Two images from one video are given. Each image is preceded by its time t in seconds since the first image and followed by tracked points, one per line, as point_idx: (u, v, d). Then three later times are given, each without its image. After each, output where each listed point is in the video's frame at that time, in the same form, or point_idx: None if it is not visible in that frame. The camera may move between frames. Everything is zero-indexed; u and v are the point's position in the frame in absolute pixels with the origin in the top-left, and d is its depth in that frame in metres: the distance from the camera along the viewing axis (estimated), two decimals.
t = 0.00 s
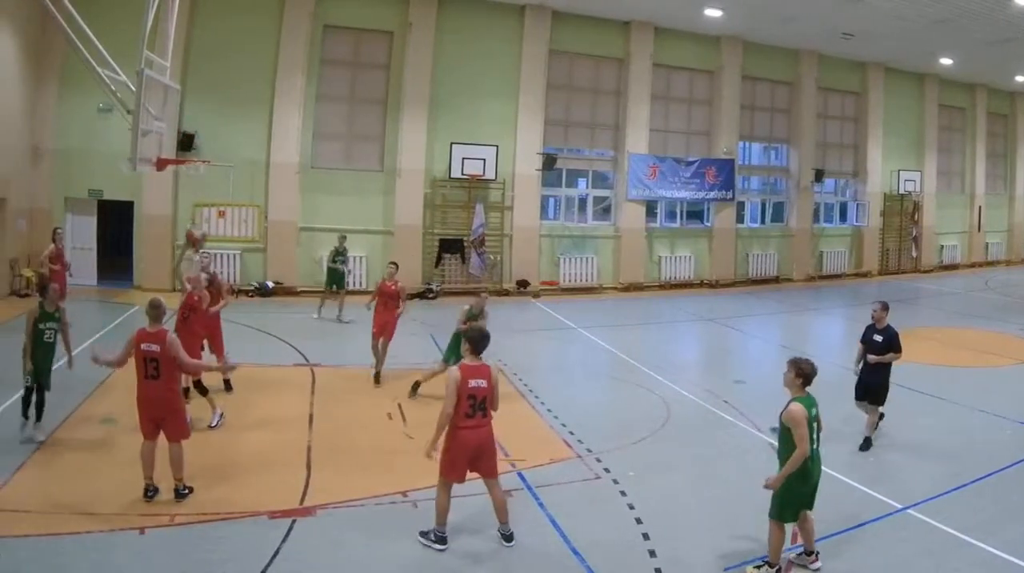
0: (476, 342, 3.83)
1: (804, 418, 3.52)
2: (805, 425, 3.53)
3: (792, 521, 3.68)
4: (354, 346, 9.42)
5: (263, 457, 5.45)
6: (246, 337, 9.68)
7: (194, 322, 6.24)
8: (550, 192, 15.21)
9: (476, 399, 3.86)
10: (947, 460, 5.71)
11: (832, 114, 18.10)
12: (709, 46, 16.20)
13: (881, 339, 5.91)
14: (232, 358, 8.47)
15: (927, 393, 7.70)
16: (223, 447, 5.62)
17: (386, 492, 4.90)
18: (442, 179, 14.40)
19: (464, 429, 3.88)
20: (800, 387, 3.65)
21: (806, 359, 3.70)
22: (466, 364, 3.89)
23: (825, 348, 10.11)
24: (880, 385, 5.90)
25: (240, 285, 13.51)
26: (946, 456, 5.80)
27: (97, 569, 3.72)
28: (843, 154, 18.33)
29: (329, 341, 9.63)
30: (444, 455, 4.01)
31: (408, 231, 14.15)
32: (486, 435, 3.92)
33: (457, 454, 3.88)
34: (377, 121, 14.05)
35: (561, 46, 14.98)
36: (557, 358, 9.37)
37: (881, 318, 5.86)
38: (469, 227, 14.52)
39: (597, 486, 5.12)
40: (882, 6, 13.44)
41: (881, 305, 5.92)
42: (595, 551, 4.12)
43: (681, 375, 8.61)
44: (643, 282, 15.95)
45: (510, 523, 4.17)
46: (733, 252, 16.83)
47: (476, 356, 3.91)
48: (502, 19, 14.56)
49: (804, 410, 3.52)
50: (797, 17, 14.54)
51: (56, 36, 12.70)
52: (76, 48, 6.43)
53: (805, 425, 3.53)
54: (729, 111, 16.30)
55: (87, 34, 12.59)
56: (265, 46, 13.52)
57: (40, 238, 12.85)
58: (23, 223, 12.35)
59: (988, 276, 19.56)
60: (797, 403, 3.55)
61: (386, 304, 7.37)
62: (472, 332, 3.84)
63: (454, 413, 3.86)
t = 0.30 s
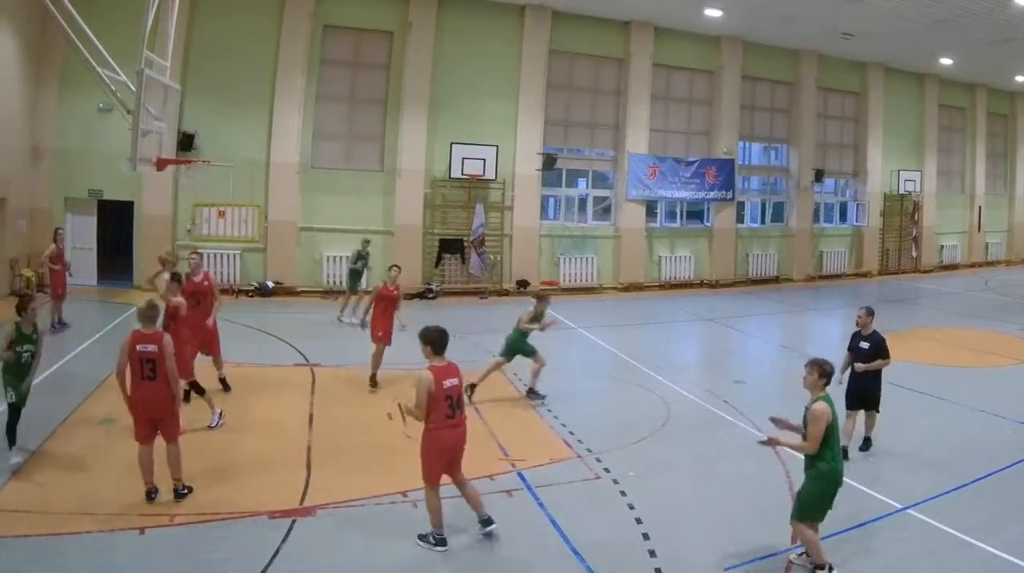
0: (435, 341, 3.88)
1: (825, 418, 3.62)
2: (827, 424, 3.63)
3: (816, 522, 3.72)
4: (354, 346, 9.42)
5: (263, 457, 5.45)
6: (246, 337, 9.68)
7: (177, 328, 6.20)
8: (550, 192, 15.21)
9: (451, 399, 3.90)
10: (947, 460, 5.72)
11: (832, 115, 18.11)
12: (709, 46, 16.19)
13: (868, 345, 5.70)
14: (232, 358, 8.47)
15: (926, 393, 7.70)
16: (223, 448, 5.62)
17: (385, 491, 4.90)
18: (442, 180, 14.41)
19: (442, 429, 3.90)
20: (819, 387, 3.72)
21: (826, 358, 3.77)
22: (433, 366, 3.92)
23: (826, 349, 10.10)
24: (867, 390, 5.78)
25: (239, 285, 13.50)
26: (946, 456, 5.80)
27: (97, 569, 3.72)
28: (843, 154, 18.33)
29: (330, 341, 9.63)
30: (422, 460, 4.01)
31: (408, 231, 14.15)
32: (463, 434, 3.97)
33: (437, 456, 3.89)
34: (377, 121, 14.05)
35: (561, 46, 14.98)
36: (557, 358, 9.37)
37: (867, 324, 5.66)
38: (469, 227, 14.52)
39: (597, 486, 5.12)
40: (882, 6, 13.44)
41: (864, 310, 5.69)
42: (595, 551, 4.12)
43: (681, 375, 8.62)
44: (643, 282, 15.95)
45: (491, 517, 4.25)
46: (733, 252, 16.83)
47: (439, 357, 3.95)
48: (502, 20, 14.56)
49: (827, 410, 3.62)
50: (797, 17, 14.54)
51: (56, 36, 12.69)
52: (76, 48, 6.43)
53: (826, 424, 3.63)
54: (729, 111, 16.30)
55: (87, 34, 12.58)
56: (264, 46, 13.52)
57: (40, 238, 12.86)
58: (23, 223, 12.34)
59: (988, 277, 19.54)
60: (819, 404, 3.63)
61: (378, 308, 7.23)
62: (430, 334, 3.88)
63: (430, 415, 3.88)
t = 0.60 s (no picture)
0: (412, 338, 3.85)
1: (840, 421, 3.60)
2: (842, 428, 3.61)
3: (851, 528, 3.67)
4: (354, 346, 9.42)
5: (263, 457, 5.45)
6: (246, 337, 9.68)
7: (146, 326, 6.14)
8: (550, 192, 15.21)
9: (432, 394, 3.92)
10: (947, 460, 5.71)
11: (832, 114, 18.11)
12: (709, 46, 16.19)
13: (855, 347, 5.64)
14: (232, 358, 8.47)
15: (926, 393, 7.69)
16: (223, 448, 5.62)
17: (385, 492, 4.90)
18: (442, 180, 14.40)
19: (424, 426, 3.90)
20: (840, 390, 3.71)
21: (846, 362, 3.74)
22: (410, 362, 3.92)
23: (826, 349, 10.09)
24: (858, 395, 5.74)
25: (239, 285, 13.50)
26: (946, 456, 5.80)
27: (97, 569, 3.72)
28: (843, 154, 18.33)
29: (330, 341, 9.63)
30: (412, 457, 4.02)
31: (408, 231, 14.14)
32: (446, 429, 3.99)
33: (423, 454, 3.90)
34: (377, 121, 14.05)
35: (561, 46, 14.98)
36: (557, 358, 9.37)
37: (854, 325, 5.54)
38: (469, 227, 14.51)
39: (597, 486, 5.11)
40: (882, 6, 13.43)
41: (849, 312, 5.59)
42: (595, 551, 4.12)
43: (680, 375, 8.62)
44: (643, 282, 15.94)
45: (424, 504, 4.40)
46: (733, 252, 16.83)
47: (416, 353, 3.93)
48: (502, 20, 14.56)
49: (842, 413, 3.60)
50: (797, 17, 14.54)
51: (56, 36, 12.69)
52: (76, 49, 6.43)
53: (842, 429, 3.61)
54: (729, 111, 16.29)
55: (87, 34, 12.59)
56: (265, 47, 13.52)
57: (40, 239, 12.87)
58: (23, 224, 12.34)
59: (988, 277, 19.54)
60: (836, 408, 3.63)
61: (387, 316, 6.97)
62: (407, 332, 3.86)
63: (412, 413, 3.88)
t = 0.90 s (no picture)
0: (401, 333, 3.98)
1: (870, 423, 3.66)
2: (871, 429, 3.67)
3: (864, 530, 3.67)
4: (354, 346, 9.41)
5: (262, 457, 5.45)
6: (246, 337, 9.67)
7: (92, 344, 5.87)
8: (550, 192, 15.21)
9: (413, 387, 3.99)
10: (947, 460, 5.71)
11: (832, 114, 18.11)
12: (709, 46, 16.19)
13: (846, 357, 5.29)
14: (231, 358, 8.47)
15: (926, 393, 7.69)
16: (223, 448, 5.62)
17: (385, 492, 4.90)
18: (442, 179, 14.40)
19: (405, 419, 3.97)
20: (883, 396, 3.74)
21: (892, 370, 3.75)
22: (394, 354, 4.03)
23: (826, 349, 10.09)
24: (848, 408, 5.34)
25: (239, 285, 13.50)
26: (946, 456, 5.80)
27: (96, 569, 3.71)
28: (843, 155, 18.33)
29: (330, 341, 9.62)
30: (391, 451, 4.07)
31: (408, 231, 14.14)
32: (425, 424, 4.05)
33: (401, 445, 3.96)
34: (377, 121, 14.05)
35: (560, 46, 14.98)
36: (558, 358, 9.37)
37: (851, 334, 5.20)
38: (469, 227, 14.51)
39: (597, 486, 5.11)
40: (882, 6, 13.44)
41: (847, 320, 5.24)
42: (595, 551, 4.12)
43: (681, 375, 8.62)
44: (643, 282, 15.93)
45: (404, 505, 4.45)
46: (733, 252, 16.83)
47: (401, 346, 4.04)
48: (502, 19, 14.56)
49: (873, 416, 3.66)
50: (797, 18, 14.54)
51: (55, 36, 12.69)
52: (76, 49, 6.42)
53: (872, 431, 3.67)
54: (729, 111, 16.30)
55: (87, 34, 12.59)
56: (264, 47, 13.52)
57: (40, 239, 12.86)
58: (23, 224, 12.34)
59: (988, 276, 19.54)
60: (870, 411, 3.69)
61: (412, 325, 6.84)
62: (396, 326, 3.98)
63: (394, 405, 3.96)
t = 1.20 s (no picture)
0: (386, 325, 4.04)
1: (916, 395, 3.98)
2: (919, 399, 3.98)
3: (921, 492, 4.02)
4: (354, 346, 9.41)
5: (262, 457, 5.45)
6: (247, 337, 9.67)
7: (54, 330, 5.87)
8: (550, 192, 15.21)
9: (395, 379, 4.04)
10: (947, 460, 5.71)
11: (832, 114, 18.11)
12: (709, 46, 16.19)
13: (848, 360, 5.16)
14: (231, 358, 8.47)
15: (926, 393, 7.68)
16: (223, 448, 5.62)
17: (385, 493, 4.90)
18: (442, 179, 14.40)
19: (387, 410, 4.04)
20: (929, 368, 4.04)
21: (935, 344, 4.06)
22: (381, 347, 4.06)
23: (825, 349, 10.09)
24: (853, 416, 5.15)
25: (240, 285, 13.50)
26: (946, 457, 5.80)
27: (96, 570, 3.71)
28: (843, 155, 18.33)
29: (330, 341, 9.62)
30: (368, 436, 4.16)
31: (408, 231, 14.14)
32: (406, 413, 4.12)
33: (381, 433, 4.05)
34: (377, 121, 14.05)
35: (560, 46, 14.97)
36: (558, 358, 9.37)
37: (854, 334, 5.19)
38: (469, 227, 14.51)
39: (597, 486, 5.11)
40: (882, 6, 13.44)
41: (852, 321, 5.23)
42: (595, 551, 4.12)
43: (681, 375, 8.62)
44: (643, 282, 15.93)
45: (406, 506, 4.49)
46: (733, 252, 16.82)
47: (387, 338, 4.07)
48: (502, 19, 14.56)
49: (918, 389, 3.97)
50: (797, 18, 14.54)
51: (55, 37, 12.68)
52: (76, 48, 6.42)
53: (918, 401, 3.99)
54: (729, 111, 16.30)
55: (87, 34, 12.60)
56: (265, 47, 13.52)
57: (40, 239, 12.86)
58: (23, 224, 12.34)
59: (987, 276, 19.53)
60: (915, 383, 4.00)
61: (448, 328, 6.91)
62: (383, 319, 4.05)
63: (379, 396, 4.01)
